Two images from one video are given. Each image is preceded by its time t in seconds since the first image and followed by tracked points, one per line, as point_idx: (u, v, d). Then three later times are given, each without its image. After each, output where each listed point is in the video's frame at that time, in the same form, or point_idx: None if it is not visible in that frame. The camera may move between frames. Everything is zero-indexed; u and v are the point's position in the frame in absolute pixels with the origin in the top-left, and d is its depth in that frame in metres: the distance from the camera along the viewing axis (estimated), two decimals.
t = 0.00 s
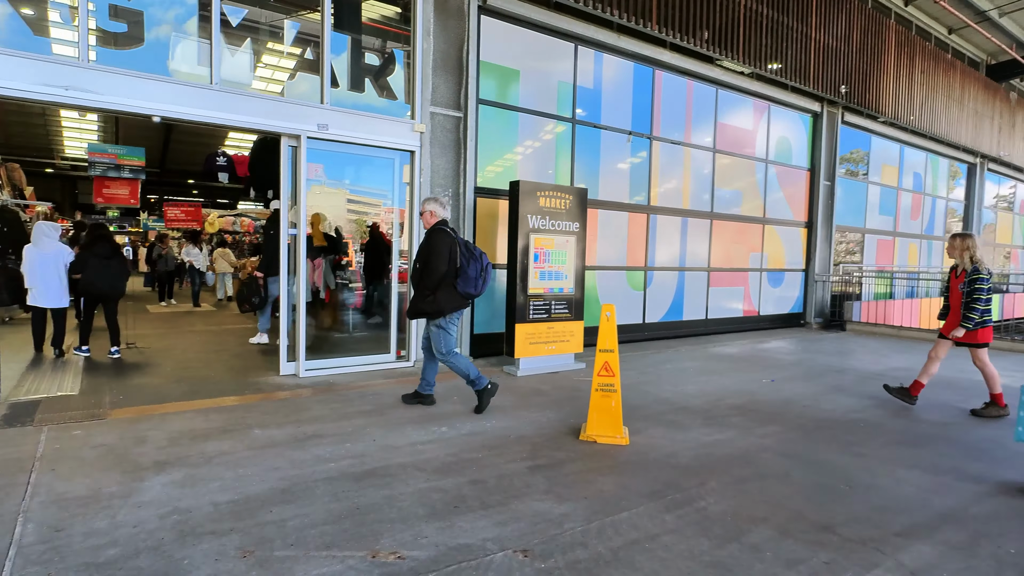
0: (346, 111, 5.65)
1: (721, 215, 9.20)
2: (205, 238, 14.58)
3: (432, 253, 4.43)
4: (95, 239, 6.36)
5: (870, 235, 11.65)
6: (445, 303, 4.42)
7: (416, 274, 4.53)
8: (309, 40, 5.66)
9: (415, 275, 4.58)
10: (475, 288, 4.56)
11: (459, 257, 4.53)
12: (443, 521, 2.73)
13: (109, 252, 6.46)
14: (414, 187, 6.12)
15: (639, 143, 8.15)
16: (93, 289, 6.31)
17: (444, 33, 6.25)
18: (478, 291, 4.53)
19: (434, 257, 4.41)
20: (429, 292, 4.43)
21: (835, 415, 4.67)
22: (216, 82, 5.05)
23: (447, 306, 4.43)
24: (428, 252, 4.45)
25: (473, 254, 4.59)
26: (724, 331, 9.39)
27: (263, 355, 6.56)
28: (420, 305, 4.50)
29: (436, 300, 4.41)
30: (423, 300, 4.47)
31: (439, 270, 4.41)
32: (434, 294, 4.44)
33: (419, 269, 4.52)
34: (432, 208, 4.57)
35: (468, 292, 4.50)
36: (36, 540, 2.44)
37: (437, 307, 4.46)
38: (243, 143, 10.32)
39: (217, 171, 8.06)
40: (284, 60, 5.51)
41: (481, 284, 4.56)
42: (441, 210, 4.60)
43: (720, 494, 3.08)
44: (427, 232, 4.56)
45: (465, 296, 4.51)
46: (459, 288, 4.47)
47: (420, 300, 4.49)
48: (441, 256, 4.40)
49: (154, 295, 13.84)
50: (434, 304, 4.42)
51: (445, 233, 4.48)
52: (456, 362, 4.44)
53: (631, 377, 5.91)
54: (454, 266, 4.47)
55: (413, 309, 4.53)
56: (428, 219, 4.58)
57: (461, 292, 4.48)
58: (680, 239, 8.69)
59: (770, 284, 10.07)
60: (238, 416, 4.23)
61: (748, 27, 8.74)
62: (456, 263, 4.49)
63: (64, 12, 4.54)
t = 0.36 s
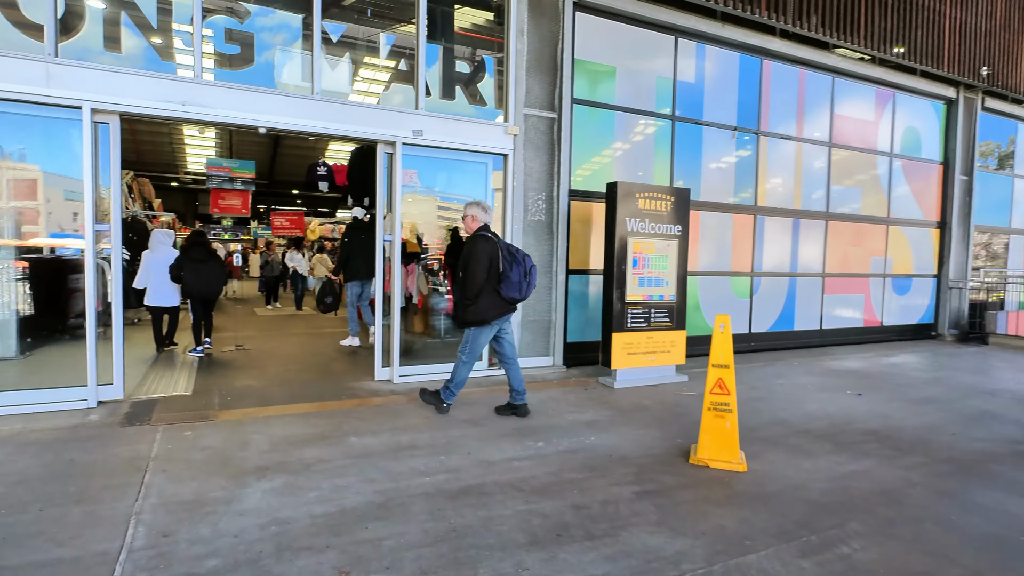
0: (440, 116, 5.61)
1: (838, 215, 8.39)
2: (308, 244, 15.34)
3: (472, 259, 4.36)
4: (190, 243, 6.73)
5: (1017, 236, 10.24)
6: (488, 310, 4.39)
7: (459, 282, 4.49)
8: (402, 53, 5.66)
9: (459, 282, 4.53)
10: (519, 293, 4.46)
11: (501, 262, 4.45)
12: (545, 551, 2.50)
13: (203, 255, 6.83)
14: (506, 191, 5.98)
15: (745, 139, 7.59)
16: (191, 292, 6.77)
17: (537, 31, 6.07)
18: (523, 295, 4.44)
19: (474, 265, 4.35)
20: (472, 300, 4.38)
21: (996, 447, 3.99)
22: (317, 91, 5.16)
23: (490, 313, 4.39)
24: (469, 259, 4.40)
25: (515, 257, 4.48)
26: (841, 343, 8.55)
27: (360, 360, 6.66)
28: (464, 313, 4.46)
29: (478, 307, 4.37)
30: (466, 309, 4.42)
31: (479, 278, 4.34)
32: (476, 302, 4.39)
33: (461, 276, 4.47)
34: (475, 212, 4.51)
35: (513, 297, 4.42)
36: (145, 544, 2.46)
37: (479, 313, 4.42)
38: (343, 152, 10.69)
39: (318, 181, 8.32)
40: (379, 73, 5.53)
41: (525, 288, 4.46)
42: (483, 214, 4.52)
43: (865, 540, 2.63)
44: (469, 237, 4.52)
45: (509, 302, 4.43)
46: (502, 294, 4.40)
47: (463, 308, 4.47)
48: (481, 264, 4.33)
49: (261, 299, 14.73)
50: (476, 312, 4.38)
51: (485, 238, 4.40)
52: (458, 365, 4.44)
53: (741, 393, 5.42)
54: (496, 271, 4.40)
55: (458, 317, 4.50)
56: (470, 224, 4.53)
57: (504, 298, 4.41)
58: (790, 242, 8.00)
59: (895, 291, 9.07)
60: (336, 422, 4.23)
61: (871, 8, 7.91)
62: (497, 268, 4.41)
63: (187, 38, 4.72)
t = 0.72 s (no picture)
0: (521, 118, 5.45)
1: (960, 215, 7.51)
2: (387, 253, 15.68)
3: (497, 256, 4.29)
4: (280, 256, 6.96)
5: None
6: (512, 309, 4.33)
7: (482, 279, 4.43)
8: (479, 62, 5.54)
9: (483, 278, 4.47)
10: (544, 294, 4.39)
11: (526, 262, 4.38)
12: None
13: (291, 265, 7.02)
14: (589, 194, 5.70)
15: (851, 134, 6.94)
16: (285, 303, 6.96)
17: (622, 27, 5.80)
18: (549, 296, 4.38)
19: (497, 264, 4.29)
20: (496, 299, 4.33)
21: None
22: (398, 97, 5.14)
23: (514, 312, 4.33)
24: (494, 256, 4.33)
25: (543, 258, 4.40)
26: (963, 359, 7.64)
27: (438, 367, 6.57)
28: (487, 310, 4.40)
29: (502, 306, 4.32)
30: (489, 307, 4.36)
31: (503, 277, 4.28)
32: (501, 301, 4.34)
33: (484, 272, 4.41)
34: (506, 210, 4.48)
35: (538, 298, 4.36)
36: (226, 557, 2.38)
37: (503, 312, 4.36)
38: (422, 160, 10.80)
39: (398, 190, 8.39)
40: (456, 85, 5.42)
41: (551, 289, 4.39)
42: (512, 212, 4.48)
43: None
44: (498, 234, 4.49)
45: (535, 302, 4.37)
46: (528, 294, 4.34)
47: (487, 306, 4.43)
48: (505, 263, 4.27)
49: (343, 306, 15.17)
50: (500, 310, 4.33)
51: (512, 236, 4.35)
52: (513, 376, 4.34)
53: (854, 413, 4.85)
54: (522, 271, 4.34)
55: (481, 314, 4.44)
56: (501, 222, 4.51)
57: (530, 298, 4.34)
58: (903, 245, 7.24)
59: None
60: (416, 432, 4.10)
61: None
62: (522, 267, 4.36)
63: (277, 58, 4.83)
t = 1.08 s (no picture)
0: (593, 123, 5.14)
1: None
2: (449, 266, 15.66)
3: (518, 272, 4.14)
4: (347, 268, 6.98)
5: None
6: (532, 328, 4.12)
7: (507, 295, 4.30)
8: (541, 74, 5.27)
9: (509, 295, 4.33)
10: (567, 314, 4.11)
11: (550, 280, 4.16)
12: None
13: (357, 278, 7.00)
14: (666, 203, 5.31)
15: (960, 132, 6.23)
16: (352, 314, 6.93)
17: (702, 24, 5.41)
18: (571, 316, 4.09)
19: (518, 280, 4.13)
20: (516, 316, 4.16)
21: None
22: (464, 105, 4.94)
23: (535, 331, 4.11)
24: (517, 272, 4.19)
25: (567, 275, 4.14)
26: None
27: (503, 385, 6.31)
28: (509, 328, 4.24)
29: (524, 323, 4.13)
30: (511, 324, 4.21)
31: (524, 293, 4.10)
32: (522, 318, 4.15)
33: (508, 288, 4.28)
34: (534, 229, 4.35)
35: (560, 317, 4.10)
36: None
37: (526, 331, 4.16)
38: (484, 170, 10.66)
39: (462, 203, 8.24)
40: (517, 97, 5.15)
41: (573, 309, 4.09)
42: (540, 231, 4.32)
43: None
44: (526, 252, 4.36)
45: (558, 322, 4.12)
46: (549, 313, 4.11)
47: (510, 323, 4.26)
48: (526, 278, 4.10)
49: (406, 318, 15.21)
50: (521, 329, 4.14)
51: (536, 253, 4.17)
52: (552, 392, 4.11)
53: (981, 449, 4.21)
54: (544, 288, 4.13)
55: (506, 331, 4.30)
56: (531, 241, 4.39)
57: (553, 317, 4.10)
58: None
59: None
60: (483, 459, 3.83)
61: None
62: (544, 285, 4.15)
63: (344, 77, 4.75)
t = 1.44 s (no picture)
0: (652, 123, 4.77)
1: None
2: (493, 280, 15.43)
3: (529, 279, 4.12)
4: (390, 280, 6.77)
5: None
6: (542, 336, 4.06)
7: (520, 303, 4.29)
8: (586, 85, 4.93)
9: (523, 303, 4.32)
10: (579, 323, 4.00)
11: (561, 288, 4.10)
12: None
13: (400, 290, 6.78)
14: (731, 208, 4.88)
15: None
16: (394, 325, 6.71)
17: (770, 16, 4.99)
18: (582, 324, 3.98)
19: (529, 287, 4.11)
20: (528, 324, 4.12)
21: None
22: (513, 107, 4.66)
23: (546, 340, 4.05)
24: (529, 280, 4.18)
25: (578, 283, 4.04)
26: None
27: (552, 405, 5.93)
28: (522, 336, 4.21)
29: (535, 331, 4.08)
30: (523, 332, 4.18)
31: (535, 299, 4.05)
32: (533, 326, 4.11)
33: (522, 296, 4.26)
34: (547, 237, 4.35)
35: (571, 325, 4.00)
36: None
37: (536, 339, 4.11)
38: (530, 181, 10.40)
39: (507, 214, 7.97)
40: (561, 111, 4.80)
41: (585, 316, 3.97)
42: (553, 239, 4.30)
43: None
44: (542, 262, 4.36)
45: (570, 330, 4.02)
46: (561, 321, 4.03)
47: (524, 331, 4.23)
48: (536, 284, 4.06)
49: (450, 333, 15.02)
50: (532, 336, 4.10)
51: (547, 261, 4.16)
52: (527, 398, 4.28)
53: None
54: (555, 296, 4.07)
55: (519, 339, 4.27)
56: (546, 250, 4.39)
57: (564, 326, 4.02)
58: None
59: None
60: (534, 490, 3.46)
61: None
62: (554, 292, 4.09)
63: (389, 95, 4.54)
